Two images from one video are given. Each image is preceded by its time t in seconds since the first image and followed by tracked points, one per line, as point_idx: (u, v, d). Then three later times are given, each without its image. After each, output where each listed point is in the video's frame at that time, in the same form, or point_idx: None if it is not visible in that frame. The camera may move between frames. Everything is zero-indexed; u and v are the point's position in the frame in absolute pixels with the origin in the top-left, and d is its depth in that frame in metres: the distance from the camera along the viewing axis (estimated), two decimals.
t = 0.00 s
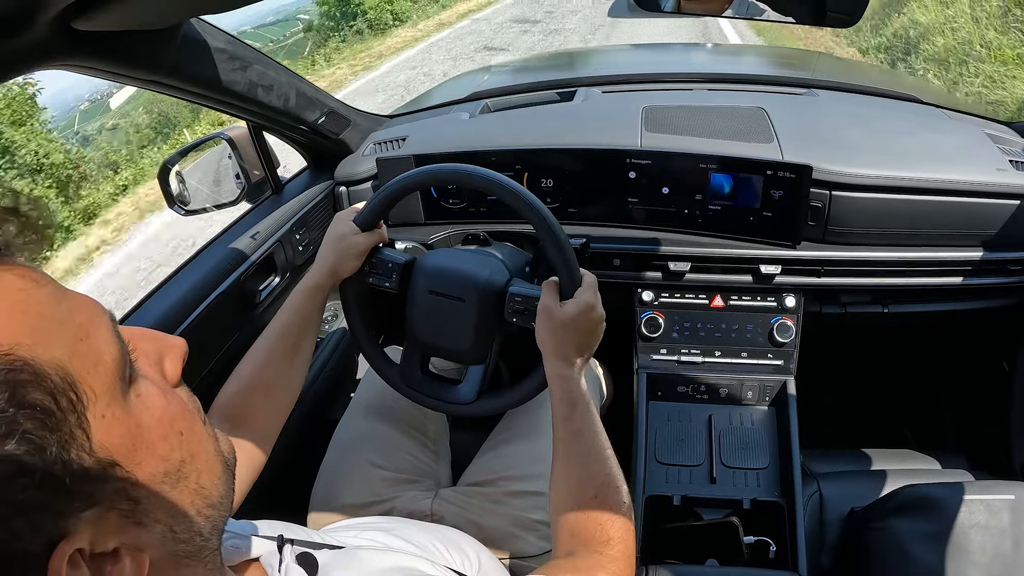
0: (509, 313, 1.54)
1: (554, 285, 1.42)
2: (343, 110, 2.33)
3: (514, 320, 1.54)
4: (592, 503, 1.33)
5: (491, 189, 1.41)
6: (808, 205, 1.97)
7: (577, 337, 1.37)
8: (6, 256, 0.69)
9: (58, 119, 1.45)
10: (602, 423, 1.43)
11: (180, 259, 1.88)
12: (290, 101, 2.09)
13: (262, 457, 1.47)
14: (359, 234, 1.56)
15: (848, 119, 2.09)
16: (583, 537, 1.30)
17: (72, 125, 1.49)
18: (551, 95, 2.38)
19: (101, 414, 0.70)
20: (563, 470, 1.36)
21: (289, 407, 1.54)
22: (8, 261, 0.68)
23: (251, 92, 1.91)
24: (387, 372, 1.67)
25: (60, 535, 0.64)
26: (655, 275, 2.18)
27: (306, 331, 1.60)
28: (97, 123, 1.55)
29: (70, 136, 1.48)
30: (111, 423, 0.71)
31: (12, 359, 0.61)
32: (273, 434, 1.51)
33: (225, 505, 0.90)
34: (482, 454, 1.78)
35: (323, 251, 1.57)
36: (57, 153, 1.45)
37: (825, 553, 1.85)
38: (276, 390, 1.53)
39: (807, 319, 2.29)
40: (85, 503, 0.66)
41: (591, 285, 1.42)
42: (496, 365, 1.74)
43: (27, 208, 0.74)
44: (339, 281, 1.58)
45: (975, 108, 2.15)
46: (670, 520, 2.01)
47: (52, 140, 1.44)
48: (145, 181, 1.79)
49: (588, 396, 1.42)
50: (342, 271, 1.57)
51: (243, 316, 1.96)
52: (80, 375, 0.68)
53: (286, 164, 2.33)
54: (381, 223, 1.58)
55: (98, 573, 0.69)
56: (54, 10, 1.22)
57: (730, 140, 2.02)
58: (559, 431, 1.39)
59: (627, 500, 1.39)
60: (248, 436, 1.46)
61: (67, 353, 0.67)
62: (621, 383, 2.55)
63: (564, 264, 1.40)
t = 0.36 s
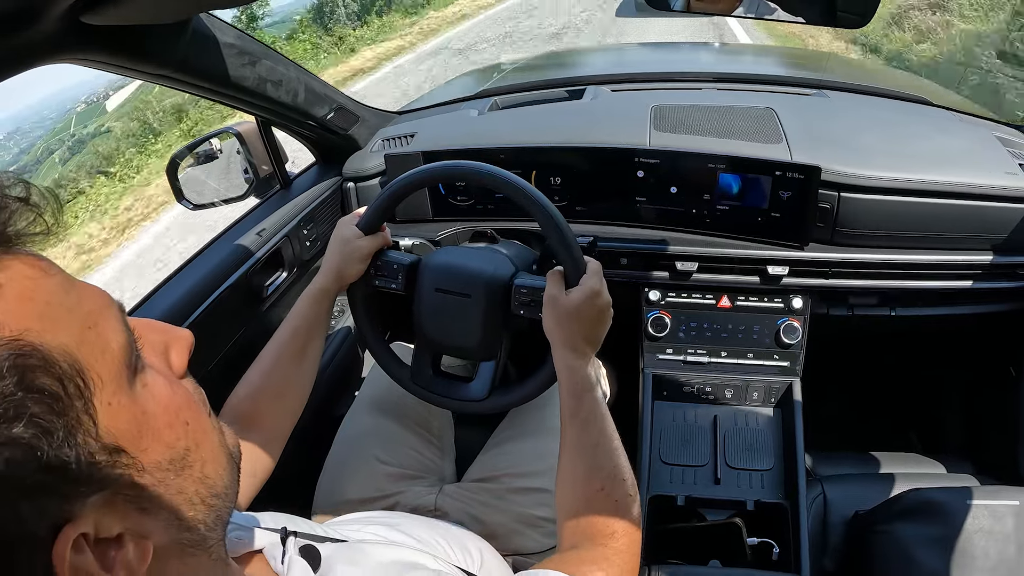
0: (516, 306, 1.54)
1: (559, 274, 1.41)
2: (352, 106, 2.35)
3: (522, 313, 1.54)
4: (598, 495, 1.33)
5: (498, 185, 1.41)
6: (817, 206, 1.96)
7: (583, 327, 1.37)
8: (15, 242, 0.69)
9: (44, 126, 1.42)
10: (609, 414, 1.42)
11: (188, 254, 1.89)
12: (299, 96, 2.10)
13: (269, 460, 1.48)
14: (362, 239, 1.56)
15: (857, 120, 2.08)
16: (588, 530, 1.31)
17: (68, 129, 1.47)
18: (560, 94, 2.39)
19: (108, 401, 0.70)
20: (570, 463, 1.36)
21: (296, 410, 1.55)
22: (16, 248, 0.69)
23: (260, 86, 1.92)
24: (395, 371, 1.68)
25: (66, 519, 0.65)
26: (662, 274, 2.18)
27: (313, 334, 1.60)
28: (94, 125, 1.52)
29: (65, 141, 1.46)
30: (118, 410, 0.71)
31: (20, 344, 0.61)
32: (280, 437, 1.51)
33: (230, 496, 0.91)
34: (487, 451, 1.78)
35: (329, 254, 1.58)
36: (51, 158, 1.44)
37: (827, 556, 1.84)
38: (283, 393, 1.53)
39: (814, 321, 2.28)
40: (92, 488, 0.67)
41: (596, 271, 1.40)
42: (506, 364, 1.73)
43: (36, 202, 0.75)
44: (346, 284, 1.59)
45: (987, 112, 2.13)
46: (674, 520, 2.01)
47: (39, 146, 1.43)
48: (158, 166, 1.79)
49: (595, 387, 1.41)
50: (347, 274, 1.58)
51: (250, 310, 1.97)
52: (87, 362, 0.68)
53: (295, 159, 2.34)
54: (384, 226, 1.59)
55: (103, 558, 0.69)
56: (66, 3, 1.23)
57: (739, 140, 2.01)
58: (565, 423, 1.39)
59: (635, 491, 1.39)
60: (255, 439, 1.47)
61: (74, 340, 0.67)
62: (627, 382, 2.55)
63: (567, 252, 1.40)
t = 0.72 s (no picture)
0: (522, 304, 1.54)
1: (564, 273, 1.42)
2: (357, 106, 2.36)
3: (528, 312, 1.54)
4: (606, 493, 1.32)
5: (503, 184, 1.42)
6: (823, 206, 1.96)
7: (590, 325, 1.37)
8: (24, 246, 0.70)
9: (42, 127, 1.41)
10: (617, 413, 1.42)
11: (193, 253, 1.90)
12: (305, 95, 2.11)
13: (274, 459, 1.48)
14: (368, 237, 1.58)
15: (863, 119, 2.07)
16: (596, 527, 1.30)
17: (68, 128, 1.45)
18: (566, 92, 2.40)
19: (116, 408, 0.71)
20: (577, 462, 1.36)
21: (302, 409, 1.55)
22: (24, 253, 0.69)
23: (266, 86, 1.93)
24: (401, 370, 1.68)
25: (75, 529, 0.66)
26: (668, 273, 2.17)
27: (319, 333, 1.60)
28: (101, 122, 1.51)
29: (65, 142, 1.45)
30: (126, 417, 0.72)
31: (28, 352, 0.62)
32: (286, 436, 1.52)
33: (239, 500, 0.92)
34: (492, 449, 1.78)
35: (335, 252, 1.58)
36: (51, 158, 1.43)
37: (833, 555, 1.83)
38: (289, 392, 1.54)
39: (820, 320, 2.28)
40: (100, 497, 0.67)
41: (602, 270, 1.41)
42: (510, 364, 1.74)
43: (42, 201, 0.76)
44: (352, 283, 1.59)
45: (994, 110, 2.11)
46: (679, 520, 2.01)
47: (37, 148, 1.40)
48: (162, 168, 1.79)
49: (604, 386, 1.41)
50: (354, 273, 1.58)
51: (257, 308, 1.98)
52: (94, 369, 0.69)
53: (301, 158, 2.35)
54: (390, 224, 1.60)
55: (111, 566, 0.70)
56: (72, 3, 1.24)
57: (745, 139, 2.01)
58: (573, 421, 1.39)
59: (643, 489, 1.38)
60: (261, 438, 1.47)
61: (81, 346, 0.68)
62: (633, 381, 2.55)
63: (573, 250, 1.40)
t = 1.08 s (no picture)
0: (524, 305, 1.54)
1: (567, 274, 1.42)
2: (362, 105, 2.37)
3: (530, 312, 1.54)
4: (605, 494, 1.32)
5: (506, 184, 1.42)
6: (826, 208, 1.95)
7: (592, 326, 1.37)
8: (21, 241, 0.71)
9: (36, 131, 1.40)
10: (617, 415, 1.42)
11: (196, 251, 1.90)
12: (309, 95, 2.12)
13: (275, 459, 1.49)
14: (372, 238, 1.57)
15: (868, 122, 2.07)
16: (595, 528, 1.30)
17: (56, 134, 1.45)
18: (571, 93, 2.39)
19: (113, 403, 0.71)
20: (577, 462, 1.35)
21: (303, 409, 1.56)
22: (22, 248, 0.70)
23: (270, 84, 1.93)
24: (403, 369, 1.68)
25: (71, 523, 0.65)
26: (671, 275, 2.17)
27: (322, 333, 1.61)
28: (85, 130, 1.50)
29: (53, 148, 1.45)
30: (123, 412, 0.72)
31: (26, 346, 0.62)
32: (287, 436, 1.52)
33: (235, 497, 0.92)
34: (494, 450, 1.78)
35: (339, 252, 1.59)
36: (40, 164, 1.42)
37: (834, 559, 1.82)
38: (292, 392, 1.54)
39: (823, 324, 2.27)
40: (96, 491, 0.67)
41: (604, 272, 1.41)
42: (514, 365, 1.74)
43: (41, 199, 0.77)
44: (354, 283, 1.59)
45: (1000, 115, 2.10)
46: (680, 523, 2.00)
47: (31, 151, 1.41)
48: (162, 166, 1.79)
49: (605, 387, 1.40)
50: (357, 273, 1.58)
51: (260, 307, 1.99)
52: (91, 363, 0.69)
53: (305, 157, 2.35)
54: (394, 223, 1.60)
55: (107, 560, 0.69)
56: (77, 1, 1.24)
57: (751, 142, 2.00)
58: (574, 422, 1.38)
59: (642, 492, 1.38)
60: (263, 437, 1.48)
61: (79, 341, 0.68)
62: (636, 383, 2.55)
63: (577, 251, 1.40)
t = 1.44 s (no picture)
0: (525, 307, 1.54)
1: (569, 276, 1.42)
2: (365, 105, 2.37)
3: (530, 314, 1.54)
4: (606, 497, 1.32)
5: (507, 184, 1.42)
6: (828, 212, 1.96)
7: (594, 329, 1.37)
8: (31, 238, 0.72)
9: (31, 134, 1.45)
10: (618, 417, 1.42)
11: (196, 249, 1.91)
12: (313, 94, 2.12)
13: (275, 457, 1.49)
14: (374, 237, 1.58)
15: (870, 127, 2.07)
16: (597, 532, 1.30)
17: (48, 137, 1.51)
18: (574, 95, 2.39)
19: (121, 403, 0.71)
20: (578, 465, 1.35)
21: (304, 408, 1.56)
22: (31, 247, 0.70)
23: (273, 83, 1.94)
24: (403, 368, 1.69)
25: (78, 524, 0.66)
26: (673, 278, 2.17)
27: (324, 331, 1.61)
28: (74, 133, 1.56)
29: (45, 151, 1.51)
30: (131, 412, 0.72)
31: (34, 346, 0.62)
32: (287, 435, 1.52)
33: (241, 497, 0.92)
34: (494, 451, 1.78)
35: (341, 251, 1.59)
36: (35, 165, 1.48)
37: (834, 563, 1.83)
38: (292, 390, 1.54)
39: (825, 328, 2.26)
40: (102, 493, 0.67)
41: (606, 274, 1.41)
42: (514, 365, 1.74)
43: (48, 195, 0.77)
44: (356, 281, 1.60)
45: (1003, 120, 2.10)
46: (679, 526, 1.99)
47: (26, 153, 1.46)
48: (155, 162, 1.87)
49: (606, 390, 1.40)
50: (359, 272, 1.58)
51: (261, 306, 1.99)
52: (100, 363, 0.69)
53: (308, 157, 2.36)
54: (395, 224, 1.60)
55: (113, 561, 0.70)
56: None
57: (754, 145, 2.00)
58: (575, 425, 1.38)
59: (643, 494, 1.38)
60: (263, 436, 1.48)
61: (88, 341, 0.68)
62: (636, 385, 2.54)
63: (578, 251, 1.40)
